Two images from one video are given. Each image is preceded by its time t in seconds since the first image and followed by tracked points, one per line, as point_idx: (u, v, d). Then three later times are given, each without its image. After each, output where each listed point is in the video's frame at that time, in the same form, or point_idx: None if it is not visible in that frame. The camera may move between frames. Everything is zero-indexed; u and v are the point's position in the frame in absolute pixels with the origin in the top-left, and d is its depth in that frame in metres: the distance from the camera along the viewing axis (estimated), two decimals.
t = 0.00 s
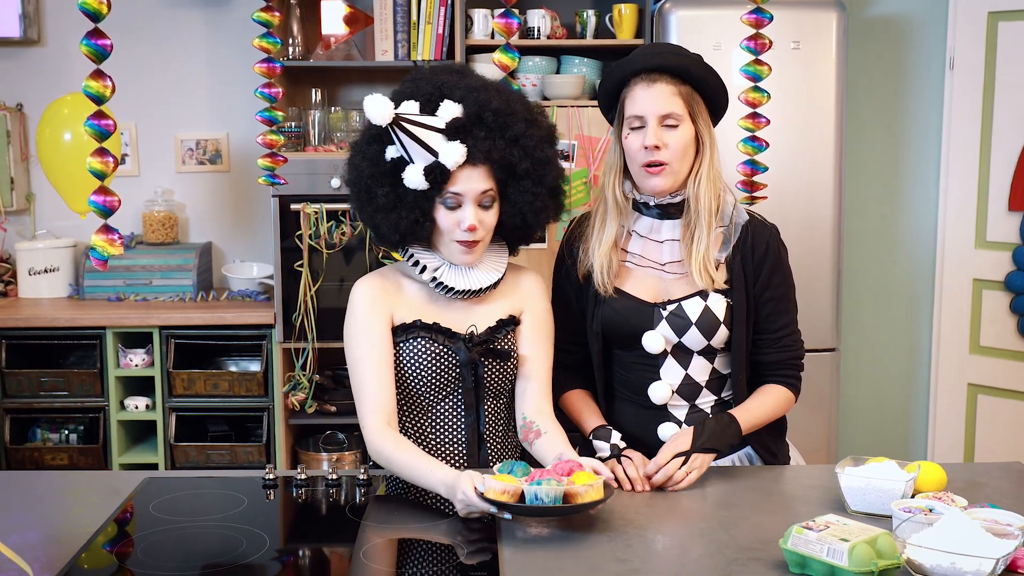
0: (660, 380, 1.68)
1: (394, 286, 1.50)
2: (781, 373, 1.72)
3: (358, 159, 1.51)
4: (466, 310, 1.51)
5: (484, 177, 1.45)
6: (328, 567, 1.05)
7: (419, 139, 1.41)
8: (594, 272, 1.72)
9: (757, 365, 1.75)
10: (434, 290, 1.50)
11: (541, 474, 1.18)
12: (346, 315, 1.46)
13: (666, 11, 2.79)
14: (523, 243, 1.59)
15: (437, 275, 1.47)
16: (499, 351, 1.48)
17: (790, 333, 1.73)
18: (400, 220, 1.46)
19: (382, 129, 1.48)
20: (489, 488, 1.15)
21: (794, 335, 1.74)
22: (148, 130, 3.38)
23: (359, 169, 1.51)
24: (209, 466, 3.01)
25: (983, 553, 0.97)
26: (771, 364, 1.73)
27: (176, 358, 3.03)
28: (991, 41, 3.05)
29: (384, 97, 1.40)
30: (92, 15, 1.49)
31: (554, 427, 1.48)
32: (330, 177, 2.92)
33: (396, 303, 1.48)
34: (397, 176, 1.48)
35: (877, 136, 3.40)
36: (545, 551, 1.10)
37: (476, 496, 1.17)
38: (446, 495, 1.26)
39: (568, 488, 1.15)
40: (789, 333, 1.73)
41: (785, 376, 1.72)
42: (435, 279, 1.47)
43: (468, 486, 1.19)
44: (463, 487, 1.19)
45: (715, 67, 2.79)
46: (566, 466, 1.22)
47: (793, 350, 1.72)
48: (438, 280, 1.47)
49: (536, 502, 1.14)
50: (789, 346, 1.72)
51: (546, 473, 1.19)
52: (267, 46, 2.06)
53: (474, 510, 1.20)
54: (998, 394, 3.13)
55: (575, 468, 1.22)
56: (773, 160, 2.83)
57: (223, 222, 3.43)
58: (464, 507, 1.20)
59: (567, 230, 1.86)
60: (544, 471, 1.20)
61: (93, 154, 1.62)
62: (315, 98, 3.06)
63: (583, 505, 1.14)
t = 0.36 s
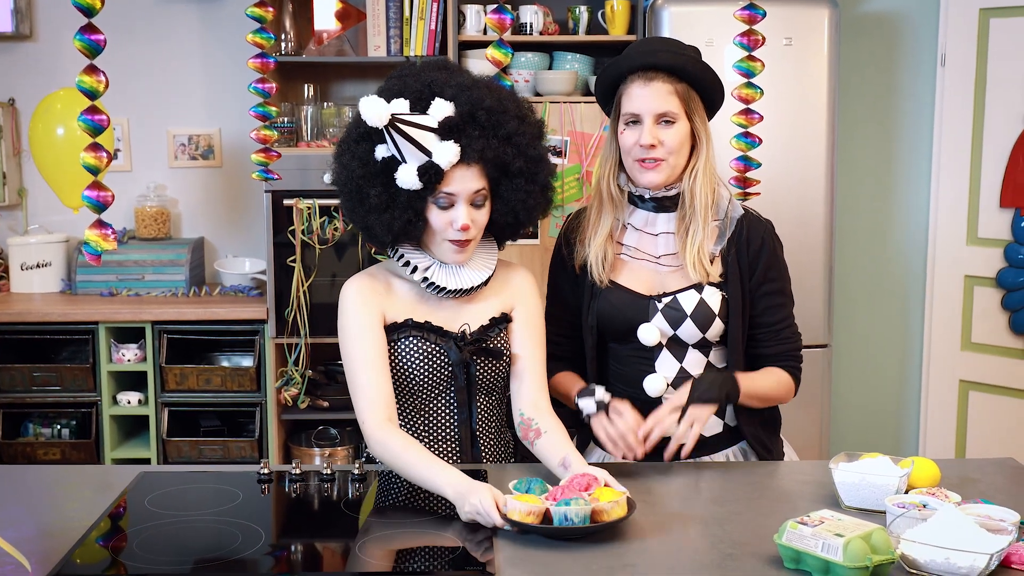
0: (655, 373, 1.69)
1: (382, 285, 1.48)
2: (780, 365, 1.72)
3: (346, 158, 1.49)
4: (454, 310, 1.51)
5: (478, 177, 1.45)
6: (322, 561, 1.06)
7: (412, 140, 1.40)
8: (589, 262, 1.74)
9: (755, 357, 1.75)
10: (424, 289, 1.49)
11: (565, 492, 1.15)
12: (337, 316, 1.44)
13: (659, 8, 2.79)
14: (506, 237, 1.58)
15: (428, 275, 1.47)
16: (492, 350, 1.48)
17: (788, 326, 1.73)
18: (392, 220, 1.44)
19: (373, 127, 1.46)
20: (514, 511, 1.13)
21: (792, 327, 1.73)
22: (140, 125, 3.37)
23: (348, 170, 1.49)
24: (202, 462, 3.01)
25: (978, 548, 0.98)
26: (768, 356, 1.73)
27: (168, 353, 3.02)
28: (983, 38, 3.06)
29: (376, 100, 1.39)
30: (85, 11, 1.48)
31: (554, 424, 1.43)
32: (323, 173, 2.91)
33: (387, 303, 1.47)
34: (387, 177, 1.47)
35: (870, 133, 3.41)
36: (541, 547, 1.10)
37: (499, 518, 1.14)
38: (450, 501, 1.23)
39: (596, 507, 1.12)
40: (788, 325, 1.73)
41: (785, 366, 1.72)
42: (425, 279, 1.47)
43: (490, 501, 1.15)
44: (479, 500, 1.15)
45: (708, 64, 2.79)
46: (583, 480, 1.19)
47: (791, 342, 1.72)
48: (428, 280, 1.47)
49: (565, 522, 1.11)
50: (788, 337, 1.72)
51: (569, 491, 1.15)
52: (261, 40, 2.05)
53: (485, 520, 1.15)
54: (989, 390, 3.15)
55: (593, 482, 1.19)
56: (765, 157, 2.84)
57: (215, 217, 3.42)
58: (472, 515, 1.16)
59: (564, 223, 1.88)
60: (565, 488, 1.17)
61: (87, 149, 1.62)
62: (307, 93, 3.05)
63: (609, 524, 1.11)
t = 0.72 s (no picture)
0: (656, 369, 1.69)
1: (382, 281, 1.48)
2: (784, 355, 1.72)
3: (348, 156, 1.49)
4: (454, 308, 1.51)
5: (479, 177, 1.44)
6: (321, 559, 1.06)
7: (414, 139, 1.40)
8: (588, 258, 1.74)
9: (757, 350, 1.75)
10: (424, 287, 1.49)
11: (573, 500, 1.13)
12: (338, 313, 1.43)
13: (660, 6, 2.78)
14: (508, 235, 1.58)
15: (429, 274, 1.46)
16: (492, 348, 1.48)
17: (789, 319, 1.73)
18: (393, 219, 1.44)
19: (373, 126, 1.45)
20: (522, 518, 1.11)
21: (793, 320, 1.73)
22: (140, 122, 3.37)
23: (351, 166, 1.49)
24: (202, 458, 3.01)
25: (979, 547, 0.98)
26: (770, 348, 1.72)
27: (168, 350, 3.02)
28: (984, 36, 3.06)
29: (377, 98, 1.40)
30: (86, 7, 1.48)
31: (560, 418, 1.42)
32: (324, 170, 2.91)
33: (387, 298, 1.47)
34: (388, 176, 1.46)
35: (871, 131, 3.40)
36: (542, 545, 1.10)
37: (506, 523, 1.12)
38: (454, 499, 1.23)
39: (603, 515, 1.10)
40: (788, 318, 1.73)
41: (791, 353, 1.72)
42: (425, 278, 1.47)
43: (497, 506, 1.13)
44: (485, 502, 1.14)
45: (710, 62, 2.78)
46: (592, 486, 1.17)
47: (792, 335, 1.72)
48: (428, 279, 1.47)
49: (571, 531, 1.09)
50: (792, 326, 1.72)
51: (577, 499, 1.13)
52: (262, 37, 2.05)
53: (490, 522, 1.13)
54: (989, 389, 3.15)
55: (602, 489, 1.17)
56: (765, 155, 2.83)
57: (215, 213, 3.42)
58: (476, 515, 1.15)
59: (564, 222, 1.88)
60: (572, 495, 1.14)
61: (87, 146, 1.61)
62: (308, 90, 3.05)
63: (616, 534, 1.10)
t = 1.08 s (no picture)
0: (652, 371, 1.69)
1: (378, 278, 1.48)
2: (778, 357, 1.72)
3: (342, 150, 1.49)
4: (450, 305, 1.50)
5: (472, 166, 1.43)
6: (315, 559, 1.05)
7: (407, 128, 1.39)
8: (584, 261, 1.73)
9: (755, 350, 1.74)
10: (420, 284, 1.48)
11: (569, 501, 1.12)
12: (334, 310, 1.43)
13: (655, 4, 2.78)
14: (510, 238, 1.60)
15: (424, 271, 1.46)
16: (487, 347, 1.48)
17: (786, 319, 1.72)
18: (387, 210, 1.44)
19: (369, 120, 1.45)
20: (516, 518, 1.11)
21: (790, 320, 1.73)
22: (134, 121, 3.36)
23: (344, 162, 1.48)
24: (196, 458, 3.00)
25: (976, 547, 0.98)
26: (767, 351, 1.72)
27: (163, 349, 3.01)
28: (978, 35, 3.06)
29: (372, 83, 1.37)
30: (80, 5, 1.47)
31: (559, 417, 1.42)
32: (319, 168, 2.90)
33: (382, 295, 1.46)
34: (382, 168, 1.46)
35: (866, 130, 3.41)
36: (539, 545, 1.10)
37: (500, 523, 1.12)
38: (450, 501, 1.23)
39: (598, 517, 1.09)
40: (786, 318, 1.72)
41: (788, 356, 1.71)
42: (420, 274, 1.46)
43: (492, 507, 1.13)
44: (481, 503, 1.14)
45: (705, 60, 2.78)
46: (589, 488, 1.17)
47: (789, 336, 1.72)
48: (423, 276, 1.46)
49: (565, 532, 1.09)
50: (792, 326, 1.72)
51: (573, 500, 1.13)
52: (257, 36, 2.04)
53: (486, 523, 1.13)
54: (984, 387, 3.15)
55: (599, 491, 1.16)
56: (760, 154, 2.83)
57: (210, 212, 3.41)
58: (471, 516, 1.15)
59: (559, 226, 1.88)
60: (568, 496, 1.14)
61: (81, 145, 1.61)
62: (303, 88, 3.04)
63: (611, 537, 1.09)
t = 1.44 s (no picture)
0: (655, 371, 1.68)
1: (379, 276, 1.47)
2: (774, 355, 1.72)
3: (341, 137, 1.54)
4: (451, 302, 1.50)
5: (464, 149, 1.45)
6: (318, 559, 1.05)
7: (398, 108, 1.43)
8: (586, 257, 1.74)
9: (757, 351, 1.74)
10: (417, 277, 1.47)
11: (572, 501, 1.12)
12: (335, 306, 1.43)
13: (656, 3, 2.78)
14: (512, 233, 1.57)
15: (421, 263, 1.45)
16: (489, 346, 1.48)
17: (789, 318, 1.72)
18: (377, 189, 1.46)
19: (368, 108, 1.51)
20: (518, 518, 1.11)
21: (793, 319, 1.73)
22: (135, 120, 3.36)
23: (343, 150, 1.53)
24: (198, 458, 3.00)
25: (981, 548, 0.97)
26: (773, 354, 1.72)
27: (164, 349, 3.01)
28: (981, 33, 3.06)
29: (359, 53, 1.41)
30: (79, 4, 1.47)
31: (563, 416, 1.41)
32: (319, 168, 2.90)
33: (383, 293, 1.46)
34: (375, 151, 1.48)
35: (868, 128, 3.40)
36: (542, 545, 1.10)
37: (503, 523, 1.12)
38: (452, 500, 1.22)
39: (602, 517, 1.09)
40: (788, 316, 1.72)
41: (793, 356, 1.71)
42: (419, 267, 1.45)
43: (495, 506, 1.13)
44: (484, 503, 1.13)
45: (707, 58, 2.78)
46: (592, 488, 1.16)
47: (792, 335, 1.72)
48: (422, 269, 1.45)
49: (569, 532, 1.08)
50: (795, 325, 1.72)
51: (576, 500, 1.12)
52: (257, 35, 2.04)
53: (489, 522, 1.13)
54: (987, 386, 3.15)
55: (602, 491, 1.16)
56: (762, 153, 2.83)
57: (211, 212, 3.41)
58: (474, 515, 1.14)
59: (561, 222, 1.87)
60: (571, 496, 1.14)
61: (81, 144, 1.60)
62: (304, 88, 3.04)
63: (614, 536, 1.09)
